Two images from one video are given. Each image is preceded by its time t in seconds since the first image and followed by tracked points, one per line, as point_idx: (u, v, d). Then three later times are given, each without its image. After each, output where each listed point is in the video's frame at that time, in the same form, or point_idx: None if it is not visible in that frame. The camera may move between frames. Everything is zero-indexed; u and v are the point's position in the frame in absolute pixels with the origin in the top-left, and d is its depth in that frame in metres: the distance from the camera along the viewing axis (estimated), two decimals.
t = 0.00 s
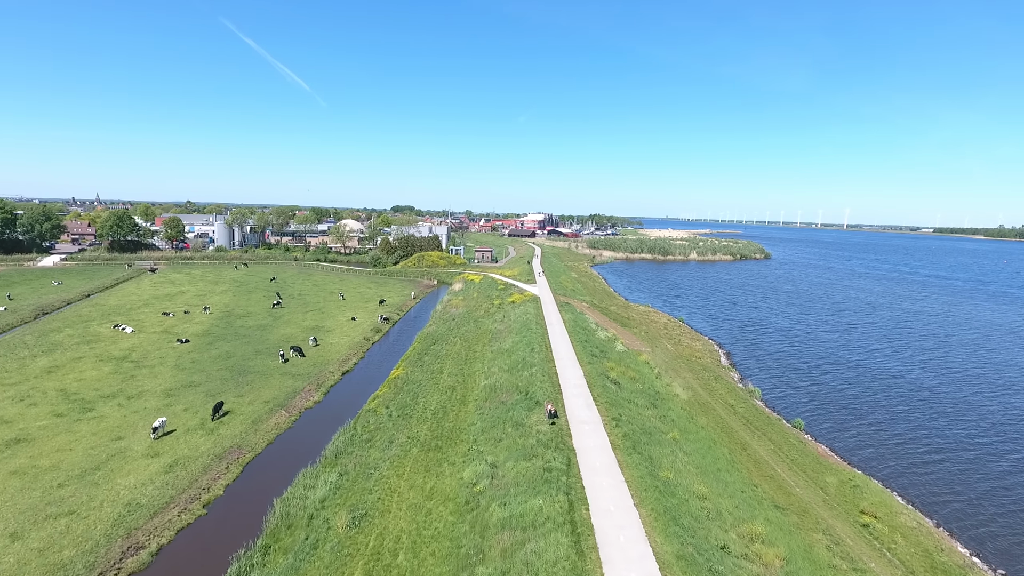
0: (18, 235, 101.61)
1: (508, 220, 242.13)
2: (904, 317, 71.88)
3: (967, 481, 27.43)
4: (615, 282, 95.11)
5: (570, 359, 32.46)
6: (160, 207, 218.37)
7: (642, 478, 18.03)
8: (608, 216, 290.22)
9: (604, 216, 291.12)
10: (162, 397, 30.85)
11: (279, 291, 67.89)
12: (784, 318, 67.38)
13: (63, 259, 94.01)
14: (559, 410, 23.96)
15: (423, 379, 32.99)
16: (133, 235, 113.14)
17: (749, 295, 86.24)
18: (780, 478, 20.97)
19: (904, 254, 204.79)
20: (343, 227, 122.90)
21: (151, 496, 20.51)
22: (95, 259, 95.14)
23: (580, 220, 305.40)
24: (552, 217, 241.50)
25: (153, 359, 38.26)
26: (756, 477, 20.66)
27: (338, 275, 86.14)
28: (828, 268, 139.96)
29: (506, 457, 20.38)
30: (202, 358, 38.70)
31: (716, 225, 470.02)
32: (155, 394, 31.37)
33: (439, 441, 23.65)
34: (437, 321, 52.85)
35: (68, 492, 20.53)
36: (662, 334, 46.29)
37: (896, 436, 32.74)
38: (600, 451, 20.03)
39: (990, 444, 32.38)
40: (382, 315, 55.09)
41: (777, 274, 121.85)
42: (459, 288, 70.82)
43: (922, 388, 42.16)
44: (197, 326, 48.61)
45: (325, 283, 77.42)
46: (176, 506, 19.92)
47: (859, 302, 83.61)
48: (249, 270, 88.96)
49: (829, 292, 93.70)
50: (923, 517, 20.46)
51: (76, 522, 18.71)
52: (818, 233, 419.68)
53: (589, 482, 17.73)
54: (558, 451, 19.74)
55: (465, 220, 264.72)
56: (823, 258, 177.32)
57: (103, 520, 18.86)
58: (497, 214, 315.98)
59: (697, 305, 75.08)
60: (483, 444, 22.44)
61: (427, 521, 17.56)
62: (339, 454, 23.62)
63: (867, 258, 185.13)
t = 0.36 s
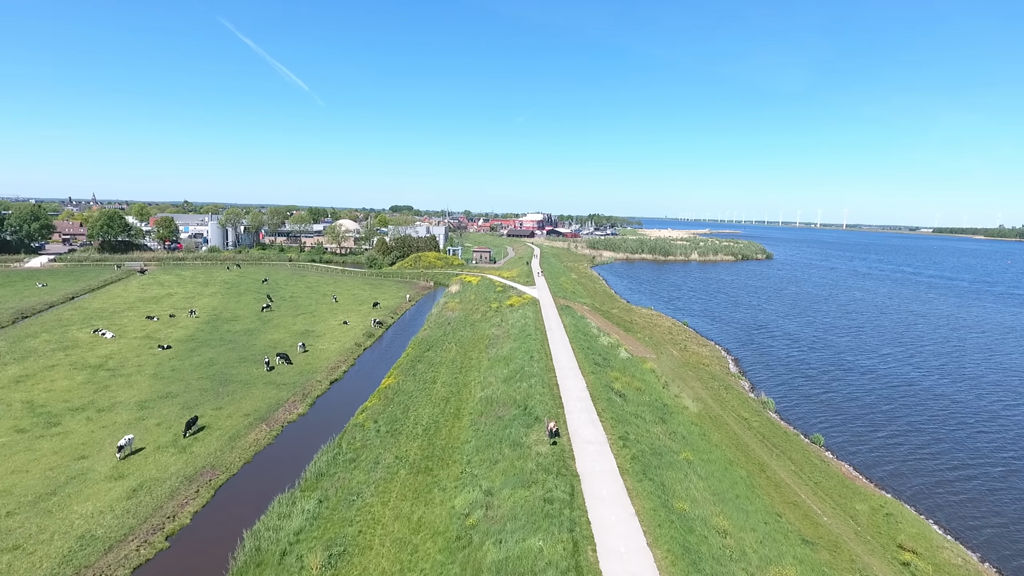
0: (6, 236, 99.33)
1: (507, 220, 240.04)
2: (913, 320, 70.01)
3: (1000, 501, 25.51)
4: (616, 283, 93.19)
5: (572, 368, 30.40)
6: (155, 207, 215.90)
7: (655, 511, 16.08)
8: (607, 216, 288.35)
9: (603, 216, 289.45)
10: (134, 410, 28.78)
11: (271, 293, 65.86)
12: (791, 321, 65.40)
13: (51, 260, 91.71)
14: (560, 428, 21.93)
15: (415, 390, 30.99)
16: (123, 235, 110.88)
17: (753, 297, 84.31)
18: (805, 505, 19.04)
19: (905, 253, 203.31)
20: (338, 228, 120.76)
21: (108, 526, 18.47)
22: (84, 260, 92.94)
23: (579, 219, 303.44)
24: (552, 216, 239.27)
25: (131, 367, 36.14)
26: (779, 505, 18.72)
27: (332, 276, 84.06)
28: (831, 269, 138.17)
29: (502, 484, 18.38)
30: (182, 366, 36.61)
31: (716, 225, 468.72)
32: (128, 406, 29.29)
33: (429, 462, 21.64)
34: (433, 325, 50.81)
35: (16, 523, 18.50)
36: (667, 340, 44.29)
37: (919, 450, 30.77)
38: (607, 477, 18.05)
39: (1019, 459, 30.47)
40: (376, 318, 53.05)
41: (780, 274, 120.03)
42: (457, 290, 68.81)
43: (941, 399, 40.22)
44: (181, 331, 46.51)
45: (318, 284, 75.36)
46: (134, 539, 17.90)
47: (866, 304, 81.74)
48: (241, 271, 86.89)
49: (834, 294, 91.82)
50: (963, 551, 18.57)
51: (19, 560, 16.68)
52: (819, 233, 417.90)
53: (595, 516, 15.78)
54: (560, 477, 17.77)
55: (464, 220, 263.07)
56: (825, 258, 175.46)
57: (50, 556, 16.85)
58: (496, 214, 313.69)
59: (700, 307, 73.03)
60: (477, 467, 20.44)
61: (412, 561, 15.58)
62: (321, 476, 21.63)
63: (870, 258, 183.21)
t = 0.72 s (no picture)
0: None
1: (507, 220, 238.06)
2: (923, 323, 68.04)
3: None
4: (617, 285, 91.19)
5: (574, 378, 28.42)
6: (151, 207, 213.83)
7: (672, 552, 14.11)
8: (607, 217, 286.38)
9: (603, 216, 287.49)
10: (103, 424, 26.76)
11: (261, 296, 63.83)
12: (798, 325, 63.46)
13: (39, 261, 89.63)
14: (562, 449, 19.95)
15: (406, 402, 28.98)
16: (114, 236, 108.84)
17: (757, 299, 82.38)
18: (836, 539, 17.08)
19: (909, 254, 201.35)
20: (334, 228, 118.76)
21: (54, 565, 16.48)
22: (73, 261, 90.89)
23: (578, 219, 301.39)
24: (551, 216, 237.35)
25: (105, 376, 34.04)
26: (807, 539, 16.79)
27: (326, 277, 82.05)
28: (835, 270, 136.17)
29: (497, 517, 16.39)
30: (159, 374, 34.55)
31: (716, 225, 466.78)
32: (96, 420, 27.21)
33: (418, 487, 19.65)
34: (428, 329, 48.83)
35: None
36: (672, 346, 42.31)
37: (946, 466, 28.73)
38: (615, 509, 16.05)
39: None
40: (369, 322, 51.04)
41: (783, 275, 118.09)
42: (453, 292, 66.82)
43: (962, 408, 38.21)
44: (165, 336, 44.50)
45: (312, 286, 73.30)
46: None
47: (874, 307, 79.77)
48: (234, 272, 84.82)
49: (840, 296, 89.87)
50: None
51: None
52: (819, 233, 416.02)
53: (605, 557, 13.84)
54: (562, 511, 15.79)
55: (462, 220, 260.87)
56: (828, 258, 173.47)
57: None
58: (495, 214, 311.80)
59: (704, 309, 71.05)
60: (471, 494, 18.43)
61: None
62: (299, 502, 19.65)
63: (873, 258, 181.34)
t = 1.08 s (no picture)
0: None
1: (506, 220, 236.01)
2: (934, 327, 66.05)
3: None
4: (619, 286, 89.17)
5: (576, 391, 26.36)
6: (146, 207, 211.74)
7: None
8: (607, 217, 284.62)
9: (603, 216, 285.64)
10: (66, 441, 24.72)
11: (251, 299, 61.79)
12: (806, 328, 61.46)
13: (28, 262, 87.59)
14: (564, 475, 17.94)
15: (395, 416, 26.94)
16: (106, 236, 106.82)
17: (762, 301, 80.42)
18: None
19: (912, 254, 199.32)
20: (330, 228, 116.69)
21: None
22: (63, 262, 88.86)
23: (578, 220, 299.43)
24: (551, 216, 235.43)
25: (77, 386, 31.97)
26: None
27: (321, 279, 80.03)
28: (839, 271, 134.13)
29: (490, 560, 14.39)
30: (135, 385, 32.46)
31: (716, 225, 465.18)
32: (60, 437, 25.17)
33: (403, 519, 17.64)
34: (422, 334, 46.77)
35: None
36: (678, 352, 40.32)
37: (975, 485, 26.73)
38: (626, 549, 14.08)
39: None
40: (361, 327, 48.98)
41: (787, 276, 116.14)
42: (450, 295, 64.81)
43: (984, 419, 36.20)
44: (146, 342, 42.47)
45: (305, 288, 71.26)
46: None
47: (882, 309, 77.80)
48: (226, 273, 82.77)
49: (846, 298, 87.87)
50: None
51: None
52: (820, 233, 414.31)
53: None
54: (565, 554, 13.80)
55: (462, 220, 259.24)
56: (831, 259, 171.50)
57: None
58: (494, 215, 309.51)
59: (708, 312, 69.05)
60: (462, 529, 16.45)
61: None
62: (273, 535, 17.66)
63: (876, 258, 179.21)
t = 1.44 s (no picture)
0: None
1: (504, 220, 234.04)
2: (945, 330, 64.13)
3: None
4: (620, 288, 87.16)
5: (579, 405, 24.30)
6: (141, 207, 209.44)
7: None
8: (606, 217, 282.61)
9: (602, 217, 283.79)
10: (23, 461, 22.64)
11: (241, 302, 59.74)
12: (814, 332, 59.48)
13: (15, 263, 85.52)
14: (569, 508, 15.92)
15: (383, 432, 24.89)
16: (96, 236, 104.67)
17: (766, 303, 78.50)
18: None
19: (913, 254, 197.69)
20: (326, 229, 114.63)
21: None
22: (50, 263, 86.74)
23: (576, 220, 297.46)
24: (549, 216, 233.45)
25: (45, 398, 29.89)
26: None
27: (314, 280, 77.99)
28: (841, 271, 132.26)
29: None
30: (107, 397, 30.34)
31: (715, 225, 463.19)
32: (18, 457, 23.11)
33: (386, 560, 15.61)
34: (416, 339, 44.71)
35: None
36: (685, 360, 38.31)
37: (1011, 507, 24.68)
38: None
39: None
40: (352, 332, 46.96)
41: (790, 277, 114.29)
42: (446, 297, 62.82)
43: (1011, 432, 34.12)
44: (125, 348, 40.41)
45: (297, 291, 69.19)
46: None
47: (889, 312, 75.93)
48: (217, 275, 80.70)
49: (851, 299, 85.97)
50: None
51: None
52: (820, 233, 412.62)
53: None
54: None
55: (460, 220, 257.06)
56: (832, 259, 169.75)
57: None
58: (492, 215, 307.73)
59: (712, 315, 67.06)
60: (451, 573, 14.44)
61: None
62: None
63: (880, 259, 177.07)
